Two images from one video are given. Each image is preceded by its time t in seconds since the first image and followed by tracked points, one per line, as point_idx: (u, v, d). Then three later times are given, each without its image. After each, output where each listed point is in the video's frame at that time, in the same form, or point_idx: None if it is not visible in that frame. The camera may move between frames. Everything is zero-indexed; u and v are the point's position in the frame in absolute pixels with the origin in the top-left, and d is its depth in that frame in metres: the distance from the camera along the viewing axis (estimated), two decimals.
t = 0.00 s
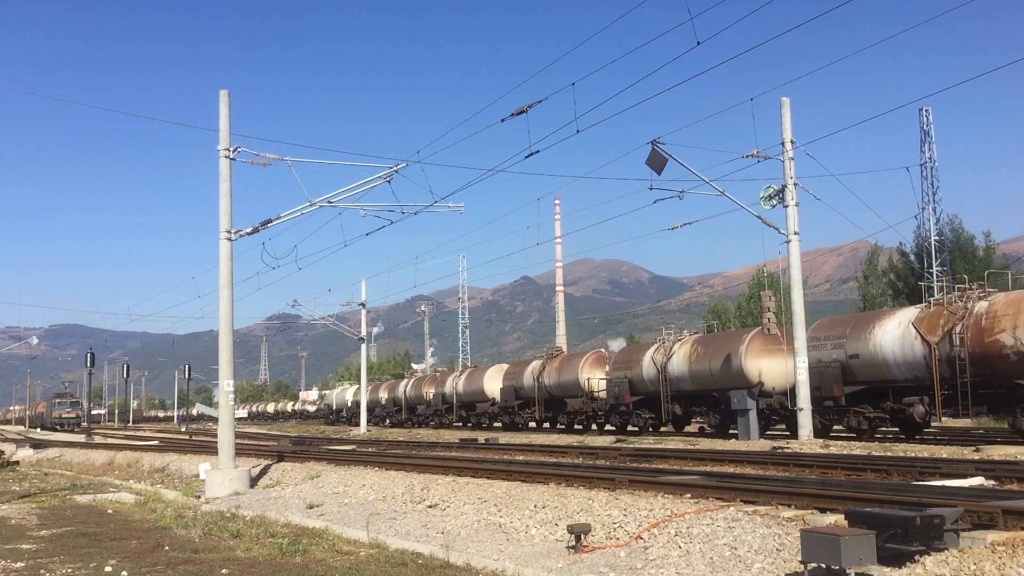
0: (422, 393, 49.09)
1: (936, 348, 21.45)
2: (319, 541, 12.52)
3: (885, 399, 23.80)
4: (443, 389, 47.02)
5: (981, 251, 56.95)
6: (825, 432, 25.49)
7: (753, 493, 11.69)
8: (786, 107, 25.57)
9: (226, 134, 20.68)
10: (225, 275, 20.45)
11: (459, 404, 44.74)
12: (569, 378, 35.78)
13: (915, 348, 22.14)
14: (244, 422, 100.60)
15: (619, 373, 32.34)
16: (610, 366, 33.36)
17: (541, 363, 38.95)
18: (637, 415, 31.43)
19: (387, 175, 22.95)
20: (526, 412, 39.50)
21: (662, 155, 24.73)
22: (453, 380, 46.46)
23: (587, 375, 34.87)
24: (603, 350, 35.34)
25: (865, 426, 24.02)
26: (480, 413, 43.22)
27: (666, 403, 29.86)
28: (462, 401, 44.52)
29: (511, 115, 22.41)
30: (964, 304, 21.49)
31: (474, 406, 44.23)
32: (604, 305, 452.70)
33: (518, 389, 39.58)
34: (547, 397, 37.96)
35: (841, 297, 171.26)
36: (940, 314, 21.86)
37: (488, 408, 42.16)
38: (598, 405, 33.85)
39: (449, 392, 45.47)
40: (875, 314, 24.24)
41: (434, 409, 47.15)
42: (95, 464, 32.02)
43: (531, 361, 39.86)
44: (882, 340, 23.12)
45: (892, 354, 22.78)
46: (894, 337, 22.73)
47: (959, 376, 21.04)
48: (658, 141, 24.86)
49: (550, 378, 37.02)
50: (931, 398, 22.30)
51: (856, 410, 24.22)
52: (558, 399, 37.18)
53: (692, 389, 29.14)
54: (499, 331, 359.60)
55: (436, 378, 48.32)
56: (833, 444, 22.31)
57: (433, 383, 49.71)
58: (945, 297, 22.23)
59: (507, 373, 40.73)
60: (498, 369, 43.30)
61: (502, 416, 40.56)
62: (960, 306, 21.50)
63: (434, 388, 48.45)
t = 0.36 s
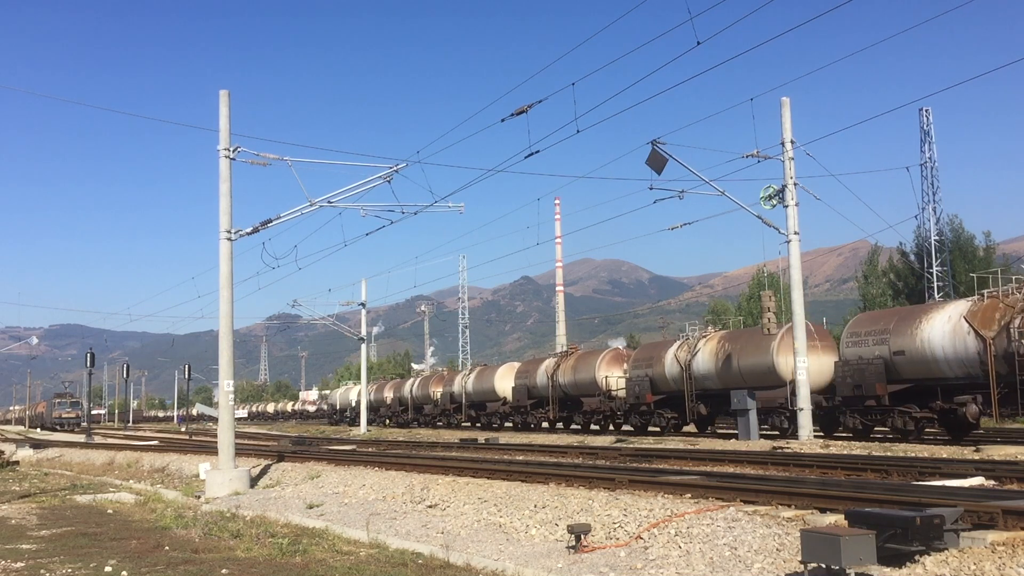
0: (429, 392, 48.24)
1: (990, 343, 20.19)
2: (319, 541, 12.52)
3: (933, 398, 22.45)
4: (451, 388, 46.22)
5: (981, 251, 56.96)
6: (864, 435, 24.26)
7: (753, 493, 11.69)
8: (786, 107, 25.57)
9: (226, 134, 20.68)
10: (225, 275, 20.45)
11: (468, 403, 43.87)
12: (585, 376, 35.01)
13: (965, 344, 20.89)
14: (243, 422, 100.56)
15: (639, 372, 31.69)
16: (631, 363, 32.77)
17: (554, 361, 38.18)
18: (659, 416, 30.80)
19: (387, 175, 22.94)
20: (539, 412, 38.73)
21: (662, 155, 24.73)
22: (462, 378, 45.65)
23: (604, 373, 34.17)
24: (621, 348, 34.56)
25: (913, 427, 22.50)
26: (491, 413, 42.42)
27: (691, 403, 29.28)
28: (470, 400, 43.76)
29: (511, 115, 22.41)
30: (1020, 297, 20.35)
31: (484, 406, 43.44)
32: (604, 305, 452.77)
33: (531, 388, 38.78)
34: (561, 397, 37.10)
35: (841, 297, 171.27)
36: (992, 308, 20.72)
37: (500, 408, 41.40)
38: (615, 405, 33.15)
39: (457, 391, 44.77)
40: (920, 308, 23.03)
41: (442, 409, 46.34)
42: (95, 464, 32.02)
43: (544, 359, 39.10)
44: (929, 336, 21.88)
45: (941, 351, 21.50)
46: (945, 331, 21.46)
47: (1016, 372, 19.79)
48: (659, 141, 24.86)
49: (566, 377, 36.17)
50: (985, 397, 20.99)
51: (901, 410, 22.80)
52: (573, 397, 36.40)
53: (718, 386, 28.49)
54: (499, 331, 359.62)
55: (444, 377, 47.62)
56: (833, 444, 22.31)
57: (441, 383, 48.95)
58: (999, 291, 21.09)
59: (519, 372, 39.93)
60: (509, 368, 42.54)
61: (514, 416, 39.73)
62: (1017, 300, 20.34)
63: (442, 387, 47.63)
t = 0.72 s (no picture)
0: (437, 392, 47.94)
1: None
2: (319, 541, 12.52)
3: (986, 397, 21.36)
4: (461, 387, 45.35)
5: (981, 251, 56.89)
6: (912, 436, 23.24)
7: (754, 494, 11.69)
8: (786, 107, 25.57)
9: (226, 134, 20.68)
10: (225, 275, 20.44)
11: (479, 403, 43.24)
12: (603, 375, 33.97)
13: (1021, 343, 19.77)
14: (243, 422, 100.49)
15: (661, 369, 30.78)
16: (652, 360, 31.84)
17: (569, 358, 37.26)
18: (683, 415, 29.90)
19: (387, 174, 22.93)
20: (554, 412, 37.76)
21: (662, 155, 24.75)
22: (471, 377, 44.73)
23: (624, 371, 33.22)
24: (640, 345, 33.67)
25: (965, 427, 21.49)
26: (502, 413, 41.57)
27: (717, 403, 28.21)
28: (481, 400, 43.25)
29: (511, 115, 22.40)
30: None
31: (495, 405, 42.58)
32: (604, 305, 452.69)
33: (544, 388, 38.03)
34: (577, 396, 36.13)
35: (841, 297, 171.34)
36: None
37: (512, 407, 40.59)
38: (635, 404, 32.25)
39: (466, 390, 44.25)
40: (969, 301, 21.83)
41: (451, 409, 45.86)
42: (95, 464, 32.02)
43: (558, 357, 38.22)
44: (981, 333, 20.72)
45: (994, 349, 20.38)
46: (999, 328, 20.33)
47: None
48: (659, 141, 24.87)
49: (583, 376, 35.16)
50: None
51: (952, 410, 21.76)
52: (590, 396, 35.50)
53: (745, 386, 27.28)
54: (499, 331, 359.50)
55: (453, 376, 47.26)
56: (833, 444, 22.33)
57: (450, 381, 48.15)
58: None
59: (531, 371, 39.08)
60: (521, 365, 41.65)
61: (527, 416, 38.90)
62: None
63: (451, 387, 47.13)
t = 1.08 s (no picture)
0: (444, 391, 47.41)
1: None
2: (319, 541, 12.52)
3: None
4: (470, 386, 44.57)
5: (981, 251, 56.87)
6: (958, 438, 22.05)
7: (754, 494, 11.69)
8: (786, 107, 25.57)
9: (226, 134, 20.68)
10: (225, 275, 20.44)
11: (489, 403, 42.61)
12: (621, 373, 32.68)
13: None
14: (243, 422, 100.45)
15: (685, 367, 29.48)
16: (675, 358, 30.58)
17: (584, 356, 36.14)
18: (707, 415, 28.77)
19: (387, 175, 22.94)
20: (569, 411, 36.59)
21: (662, 155, 24.75)
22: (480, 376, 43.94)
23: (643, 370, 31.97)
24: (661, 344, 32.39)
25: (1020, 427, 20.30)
26: (514, 412, 40.84)
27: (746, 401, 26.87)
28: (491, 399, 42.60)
29: (511, 115, 22.38)
30: None
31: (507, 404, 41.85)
32: (603, 305, 452.72)
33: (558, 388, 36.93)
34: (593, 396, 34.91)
35: (841, 297, 171.40)
36: None
37: (524, 407, 39.82)
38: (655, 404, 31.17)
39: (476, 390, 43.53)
40: None
41: (460, 408, 45.22)
42: (95, 464, 32.03)
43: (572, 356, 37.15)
44: None
45: None
46: None
47: None
48: (659, 141, 24.86)
49: (601, 375, 33.82)
50: None
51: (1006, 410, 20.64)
52: (607, 396, 34.25)
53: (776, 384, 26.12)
54: (499, 331, 359.48)
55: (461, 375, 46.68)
56: (833, 444, 22.32)
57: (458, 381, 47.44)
58: None
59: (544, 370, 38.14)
60: (534, 364, 40.83)
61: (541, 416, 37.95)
62: None
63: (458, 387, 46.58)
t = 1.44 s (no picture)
0: (452, 390, 47.03)
1: None
2: (319, 541, 12.52)
3: None
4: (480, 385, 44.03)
5: (981, 251, 56.89)
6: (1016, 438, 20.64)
7: (754, 493, 11.69)
8: (786, 107, 25.58)
9: (226, 134, 20.68)
10: (225, 275, 20.45)
11: (500, 402, 42.14)
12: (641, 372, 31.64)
13: None
14: (243, 422, 100.39)
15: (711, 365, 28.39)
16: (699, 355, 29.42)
17: (602, 354, 35.17)
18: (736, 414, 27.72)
19: (387, 175, 22.97)
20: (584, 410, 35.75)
21: (661, 155, 24.76)
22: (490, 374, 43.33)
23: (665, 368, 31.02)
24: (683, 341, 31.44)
25: None
26: (526, 412, 40.41)
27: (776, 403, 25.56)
28: (502, 399, 42.15)
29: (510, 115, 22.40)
30: None
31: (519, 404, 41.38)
32: (603, 305, 452.86)
33: (573, 386, 36.10)
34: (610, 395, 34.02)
35: (841, 297, 171.57)
36: None
37: (536, 407, 39.41)
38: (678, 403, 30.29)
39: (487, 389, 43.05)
40: None
41: (469, 408, 44.75)
42: (95, 464, 32.03)
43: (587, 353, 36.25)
44: None
45: None
46: None
47: None
48: (658, 142, 24.88)
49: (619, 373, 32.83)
50: None
51: None
52: (626, 395, 33.31)
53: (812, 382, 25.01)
54: (499, 331, 359.57)
55: (470, 374, 46.28)
56: (833, 443, 22.33)
57: (466, 379, 46.97)
58: None
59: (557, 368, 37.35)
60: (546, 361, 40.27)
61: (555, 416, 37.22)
62: None
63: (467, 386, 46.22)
